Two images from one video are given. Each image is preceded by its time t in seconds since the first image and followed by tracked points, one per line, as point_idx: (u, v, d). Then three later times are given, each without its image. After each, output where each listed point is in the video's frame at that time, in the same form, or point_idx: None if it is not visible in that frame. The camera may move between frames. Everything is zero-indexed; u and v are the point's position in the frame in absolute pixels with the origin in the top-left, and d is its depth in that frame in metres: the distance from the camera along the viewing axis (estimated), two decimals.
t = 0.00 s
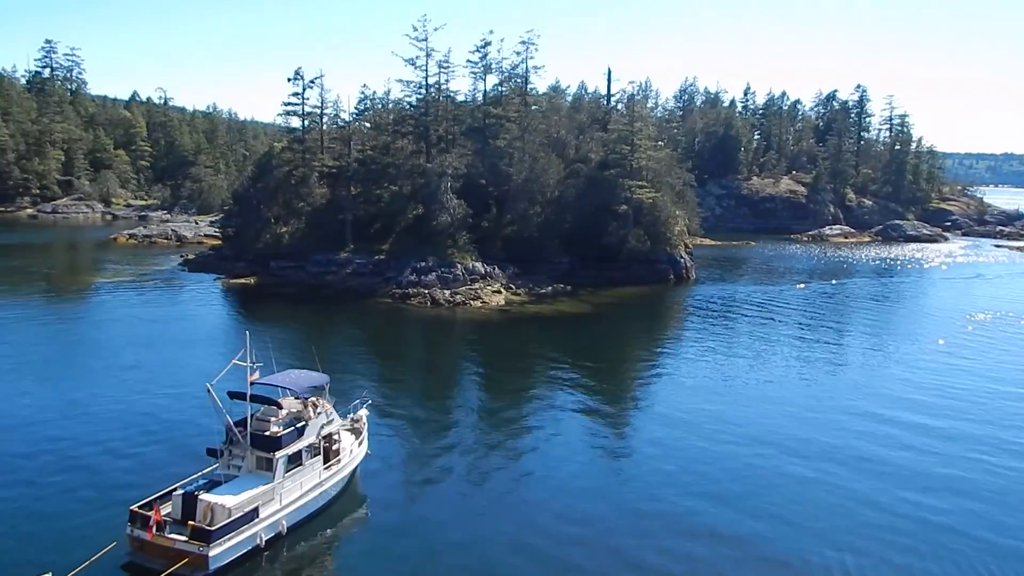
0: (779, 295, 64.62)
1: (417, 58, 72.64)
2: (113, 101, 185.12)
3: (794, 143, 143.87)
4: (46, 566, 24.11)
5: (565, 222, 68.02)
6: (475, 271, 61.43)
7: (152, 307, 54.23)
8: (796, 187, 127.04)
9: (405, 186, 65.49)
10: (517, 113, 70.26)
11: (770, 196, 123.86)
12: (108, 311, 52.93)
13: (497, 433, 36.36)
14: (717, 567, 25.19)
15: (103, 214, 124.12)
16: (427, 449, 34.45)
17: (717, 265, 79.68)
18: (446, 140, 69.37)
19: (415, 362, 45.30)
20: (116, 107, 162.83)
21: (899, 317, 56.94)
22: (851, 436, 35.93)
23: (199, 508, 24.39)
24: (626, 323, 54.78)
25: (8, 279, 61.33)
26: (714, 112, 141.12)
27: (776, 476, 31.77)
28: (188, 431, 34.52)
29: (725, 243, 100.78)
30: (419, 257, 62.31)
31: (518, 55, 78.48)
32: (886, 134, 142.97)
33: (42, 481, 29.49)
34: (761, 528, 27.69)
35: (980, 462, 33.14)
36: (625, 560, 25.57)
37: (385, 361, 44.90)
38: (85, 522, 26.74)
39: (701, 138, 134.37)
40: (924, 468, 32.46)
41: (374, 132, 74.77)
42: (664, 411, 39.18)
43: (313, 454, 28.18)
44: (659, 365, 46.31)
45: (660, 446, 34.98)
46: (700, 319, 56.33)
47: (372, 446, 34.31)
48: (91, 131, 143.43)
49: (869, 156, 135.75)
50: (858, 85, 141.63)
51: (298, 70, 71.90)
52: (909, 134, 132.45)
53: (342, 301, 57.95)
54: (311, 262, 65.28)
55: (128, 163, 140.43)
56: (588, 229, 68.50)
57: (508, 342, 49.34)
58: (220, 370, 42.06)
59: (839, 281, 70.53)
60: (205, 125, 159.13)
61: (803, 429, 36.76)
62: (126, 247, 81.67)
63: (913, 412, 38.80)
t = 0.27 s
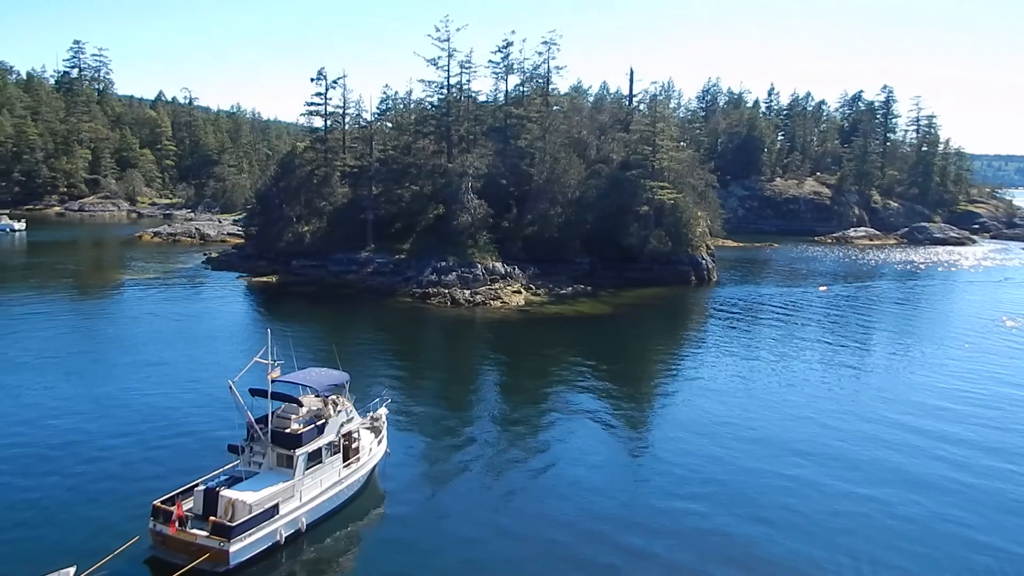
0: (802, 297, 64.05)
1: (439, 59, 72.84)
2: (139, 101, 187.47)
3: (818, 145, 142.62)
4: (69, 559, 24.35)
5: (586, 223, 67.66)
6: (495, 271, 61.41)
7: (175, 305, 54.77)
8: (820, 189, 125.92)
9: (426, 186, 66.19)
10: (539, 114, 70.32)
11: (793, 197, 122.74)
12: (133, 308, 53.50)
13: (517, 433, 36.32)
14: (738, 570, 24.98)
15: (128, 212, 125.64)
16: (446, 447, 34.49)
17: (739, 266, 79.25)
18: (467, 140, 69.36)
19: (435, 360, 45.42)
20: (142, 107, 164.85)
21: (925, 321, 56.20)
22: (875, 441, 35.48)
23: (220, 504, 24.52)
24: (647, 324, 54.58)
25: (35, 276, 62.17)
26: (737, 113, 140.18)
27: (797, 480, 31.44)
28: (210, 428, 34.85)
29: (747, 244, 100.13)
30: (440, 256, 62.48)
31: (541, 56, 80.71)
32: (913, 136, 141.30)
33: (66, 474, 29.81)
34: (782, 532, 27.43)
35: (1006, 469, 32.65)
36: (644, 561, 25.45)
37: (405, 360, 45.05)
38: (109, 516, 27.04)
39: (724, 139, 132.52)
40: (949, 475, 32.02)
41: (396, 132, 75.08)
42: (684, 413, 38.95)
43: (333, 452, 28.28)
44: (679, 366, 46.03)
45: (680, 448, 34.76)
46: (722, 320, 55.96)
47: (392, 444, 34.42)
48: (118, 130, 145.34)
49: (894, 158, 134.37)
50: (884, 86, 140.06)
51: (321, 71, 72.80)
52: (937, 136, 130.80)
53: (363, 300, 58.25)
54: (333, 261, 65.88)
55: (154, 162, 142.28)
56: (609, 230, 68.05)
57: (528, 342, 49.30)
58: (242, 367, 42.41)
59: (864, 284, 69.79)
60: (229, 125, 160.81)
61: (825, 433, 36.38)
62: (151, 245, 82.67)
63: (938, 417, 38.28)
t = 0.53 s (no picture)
0: (831, 298, 63.25)
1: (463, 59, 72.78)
2: (168, 102, 190.13)
3: (847, 144, 140.86)
4: (97, 555, 24.62)
5: (610, 224, 67.28)
6: (519, 272, 61.32)
7: (202, 304, 55.41)
8: (849, 189, 124.42)
9: (451, 186, 66.50)
10: (563, 114, 70.29)
11: (821, 197, 121.24)
12: (161, 307, 54.12)
13: (541, 434, 36.19)
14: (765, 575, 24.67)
15: (157, 213, 127.43)
16: (469, 447, 34.50)
17: (765, 267, 78.51)
18: (492, 140, 68.58)
19: (459, 361, 45.45)
20: (171, 109, 167.19)
21: (957, 323, 55.23)
22: (906, 445, 34.88)
23: (246, 502, 24.69)
24: (672, 325, 54.22)
25: (67, 275, 63.21)
26: (764, 112, 138.86)
27: (826, 485, 31.00)
28: (236, 425, 35.17)
29: (774, 245, 99.20)
30: (465, 257, 62.50)
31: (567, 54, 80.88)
32: (945, 134, 139.08)
33: (95, 471, 30.18)
34: (810, 536, 27.04)
35: None
36: (669, 564, 25.21)
37: (430, 360, 45.13)
38: (137, 512, 27.35)
39: (751, 138, 131.22)
40: (983, 481, 31.39)
41: (420, 133, 75.38)
42: (709, 414, 38.62)
43: (357, 451, 28.38)
44: (705, 368, 45.64)
45: (705, 450, 34.41)
46: (749, 321, 55.42)
47: (416, 444, 34.46)
48: (147, 131, 147.52)
49: (926, 157, 132.37)
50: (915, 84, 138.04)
51: (346, 72, 72.85)
52: (970, 134, 128.64)
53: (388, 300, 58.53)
54: (357, 261, 66.34)
55: (182, 163, 144.29)
56: (632, 232, 66.77)
57: (552, 342, 49.18)
58: (267, 366, 42.73)
59: (894, 285, 68.76)
60: (256, 126, 162.71)
61: (855, 437, 35.81)
62: (179, 245, 83.85)
63: (971, 422, 37.55)
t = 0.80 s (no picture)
0: (861, 301, 62.29)
1: (491, 61, 73.57)
2: (199, 105, 192.76)
3: (879, 145, 138.97)
4: (126, 550, 24.85)
5: (637, 224, 66.46)
6: (545, 273, 61.17)
7: (231, 304, 55.95)
8: (881, 190, 122.70)
9: (477, 188, 66.90)
10: (590, 115, 70.09)
11: (852, 199, 119.63)
12: (191, 307, 54.72)
13: (567, 436, 35.95)
14: None
15: (187, 214, 128.99)
16: (494, 449, 34.44)
17: (795, 270, 77.58)
18: (518, 142, 69.47)
19: (485, 362, 45.36)
20: (202, 111, 169.44)
21: (992, 327, 54.05)
22: (940, 452, 34.15)
23: (273, 500, 24.79)
24: (700, 327, 53.69)
25: (99, 275, 64.21)
26: (794, 112, 137.37)
27: (857, 492, 30.43)
28: (264, 424, 35.39)
29: (804, 247, 98.07)
30: (491, 258, 62.40)
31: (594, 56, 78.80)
32: (980, 135, 136.61)
33: (125, 467, 30.49)
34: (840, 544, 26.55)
35: None
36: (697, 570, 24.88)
37: (455, 361, 45.10)
38: (167, 508, 27.60)
39: (781, 139, 129.72)
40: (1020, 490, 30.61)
41: (447, 134, 75.68)
42: (737, 418, 38.21)
43: (383, 451, 28.40)
44: (733, 371, 45.13)
45: (734, 455, 33.95)
46: (778, 324, 54.72)
47: (442, 445, 34.43)
48: (178, 133, 149.57)
49: (960, 158, 130.08)
50: (949, 84, 135.81)
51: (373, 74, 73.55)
52: (1006, 135, 126.22)
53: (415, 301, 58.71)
54: (384, 262, 66.62)
55: (212, 165, 146.16)
56: (661, 231, 67.12)
57: (578, 344, 48.98)
58: (295, 366, 42.98)
59: (927, 288, 67.56)
60: (285, 128, 164.55)
61: (887, 443, 35.13)
62: (208, 246, 84.89)
63: (1007, 429, 36.67)
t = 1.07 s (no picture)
0: (892, 305, 61.28)
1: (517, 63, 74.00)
2: (228, 108, 195.10)
3: (911, 146, 136.97)
4: (153, 548, 25.14)
5: (664, 226, 66.10)
6: (571, 275, 61.05)
7: (258, 305, 56.44)
8: (913, 192, 120.95)
9: (502, 189, 66.36)
10: (616, 116, 69.36)
11: (883, 201, 118.07)
12: (219, 307, 55.35)
13: (592, 440, 35.69)
14: None
15: (215, 215, 130.39)
16: (518, 451, 34.37)
17: (824, 273, 76.54)
18: (544, 143, 69.32)
19: (509, 365, 45.25)
20: (231, 114, 171.43)
21: None
22: (974, 461, 33.43)
23: (298, 500, 24.92)
24: (727, 331, 53.13)
25: (130, 276, 65.16)
26: (824, 113, 135.77)
27: (887, 499, 29.90)
28: (291, 425, 35.63)
29: (833, 249, 96.83)
30: (516, 260, 62.33)
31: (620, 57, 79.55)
32: (1016, 135, 134.07)
33: (154, 466, 30.88)
34: (870, 553, 26.09)
35: None
36: None
37: (480, 364, 45.05)
38: (194, 508, 27.86)
39: (810, 141, 128.07)
40: None
41: (473, 136, 75.94)
42: (763, 423, 37.78)
43: (407, 452, 28.43)
44: (760, 375, 44.66)
45: (760, 460, 33.51)
46: (807, 328, 53.99)
47: (466, 447, 34.39)
48: (208, 136, 151.47)
49: (995, 159, 127.69)
50: (984, 84, 133.48)
51: (401, 77, 75.10)
52: None
53: (440, 303, 58.79)
54: (409, 264, 66.82)
55: (240, 167, 147.82)
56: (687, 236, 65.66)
57: (603, 346, 48.78)
58: (320, 367, 43.24)
59: (960, 292, 66.32)
60: (313, 131, 166.07)
61: (918, 450, 34.45)
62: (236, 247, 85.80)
63: None
